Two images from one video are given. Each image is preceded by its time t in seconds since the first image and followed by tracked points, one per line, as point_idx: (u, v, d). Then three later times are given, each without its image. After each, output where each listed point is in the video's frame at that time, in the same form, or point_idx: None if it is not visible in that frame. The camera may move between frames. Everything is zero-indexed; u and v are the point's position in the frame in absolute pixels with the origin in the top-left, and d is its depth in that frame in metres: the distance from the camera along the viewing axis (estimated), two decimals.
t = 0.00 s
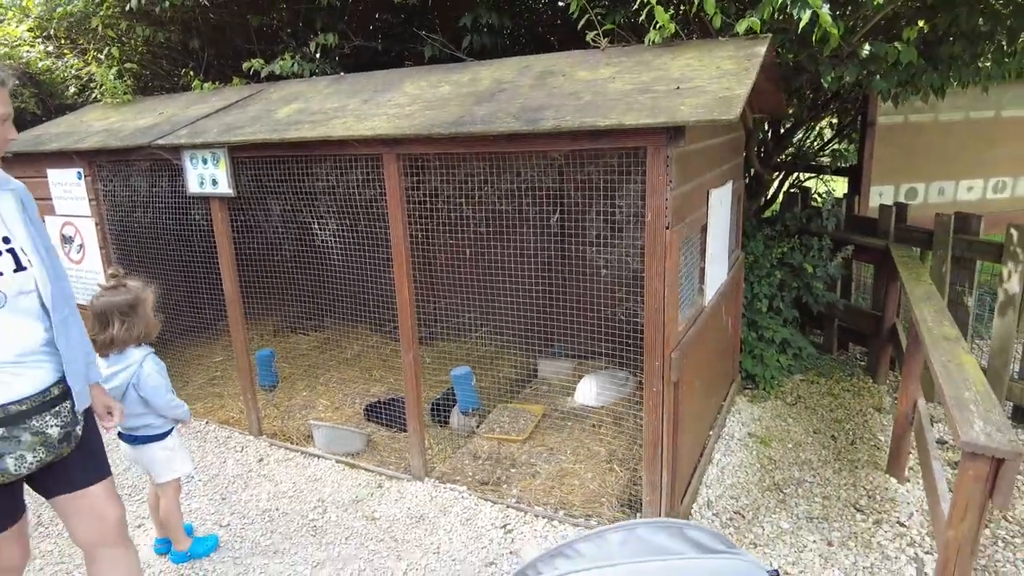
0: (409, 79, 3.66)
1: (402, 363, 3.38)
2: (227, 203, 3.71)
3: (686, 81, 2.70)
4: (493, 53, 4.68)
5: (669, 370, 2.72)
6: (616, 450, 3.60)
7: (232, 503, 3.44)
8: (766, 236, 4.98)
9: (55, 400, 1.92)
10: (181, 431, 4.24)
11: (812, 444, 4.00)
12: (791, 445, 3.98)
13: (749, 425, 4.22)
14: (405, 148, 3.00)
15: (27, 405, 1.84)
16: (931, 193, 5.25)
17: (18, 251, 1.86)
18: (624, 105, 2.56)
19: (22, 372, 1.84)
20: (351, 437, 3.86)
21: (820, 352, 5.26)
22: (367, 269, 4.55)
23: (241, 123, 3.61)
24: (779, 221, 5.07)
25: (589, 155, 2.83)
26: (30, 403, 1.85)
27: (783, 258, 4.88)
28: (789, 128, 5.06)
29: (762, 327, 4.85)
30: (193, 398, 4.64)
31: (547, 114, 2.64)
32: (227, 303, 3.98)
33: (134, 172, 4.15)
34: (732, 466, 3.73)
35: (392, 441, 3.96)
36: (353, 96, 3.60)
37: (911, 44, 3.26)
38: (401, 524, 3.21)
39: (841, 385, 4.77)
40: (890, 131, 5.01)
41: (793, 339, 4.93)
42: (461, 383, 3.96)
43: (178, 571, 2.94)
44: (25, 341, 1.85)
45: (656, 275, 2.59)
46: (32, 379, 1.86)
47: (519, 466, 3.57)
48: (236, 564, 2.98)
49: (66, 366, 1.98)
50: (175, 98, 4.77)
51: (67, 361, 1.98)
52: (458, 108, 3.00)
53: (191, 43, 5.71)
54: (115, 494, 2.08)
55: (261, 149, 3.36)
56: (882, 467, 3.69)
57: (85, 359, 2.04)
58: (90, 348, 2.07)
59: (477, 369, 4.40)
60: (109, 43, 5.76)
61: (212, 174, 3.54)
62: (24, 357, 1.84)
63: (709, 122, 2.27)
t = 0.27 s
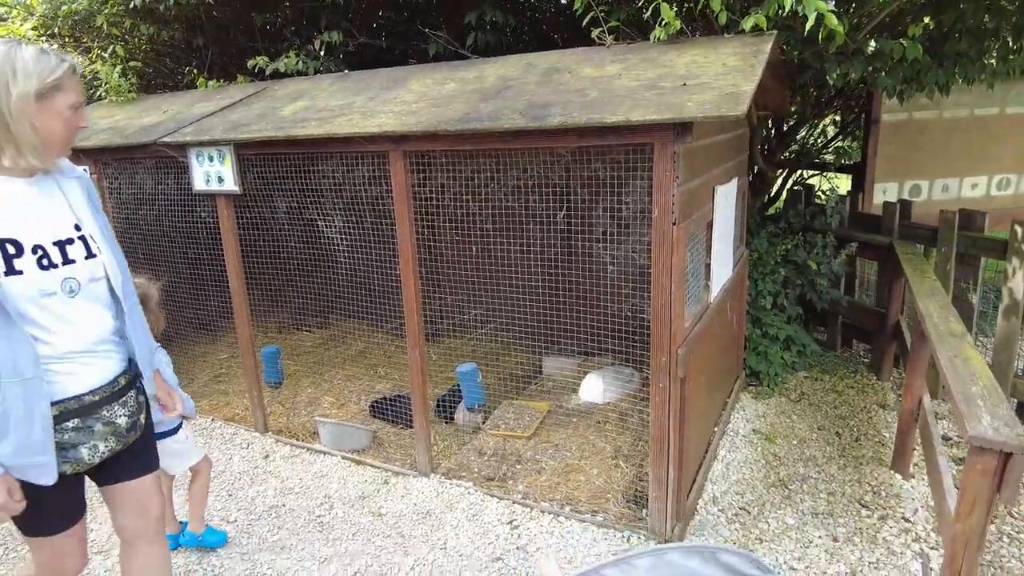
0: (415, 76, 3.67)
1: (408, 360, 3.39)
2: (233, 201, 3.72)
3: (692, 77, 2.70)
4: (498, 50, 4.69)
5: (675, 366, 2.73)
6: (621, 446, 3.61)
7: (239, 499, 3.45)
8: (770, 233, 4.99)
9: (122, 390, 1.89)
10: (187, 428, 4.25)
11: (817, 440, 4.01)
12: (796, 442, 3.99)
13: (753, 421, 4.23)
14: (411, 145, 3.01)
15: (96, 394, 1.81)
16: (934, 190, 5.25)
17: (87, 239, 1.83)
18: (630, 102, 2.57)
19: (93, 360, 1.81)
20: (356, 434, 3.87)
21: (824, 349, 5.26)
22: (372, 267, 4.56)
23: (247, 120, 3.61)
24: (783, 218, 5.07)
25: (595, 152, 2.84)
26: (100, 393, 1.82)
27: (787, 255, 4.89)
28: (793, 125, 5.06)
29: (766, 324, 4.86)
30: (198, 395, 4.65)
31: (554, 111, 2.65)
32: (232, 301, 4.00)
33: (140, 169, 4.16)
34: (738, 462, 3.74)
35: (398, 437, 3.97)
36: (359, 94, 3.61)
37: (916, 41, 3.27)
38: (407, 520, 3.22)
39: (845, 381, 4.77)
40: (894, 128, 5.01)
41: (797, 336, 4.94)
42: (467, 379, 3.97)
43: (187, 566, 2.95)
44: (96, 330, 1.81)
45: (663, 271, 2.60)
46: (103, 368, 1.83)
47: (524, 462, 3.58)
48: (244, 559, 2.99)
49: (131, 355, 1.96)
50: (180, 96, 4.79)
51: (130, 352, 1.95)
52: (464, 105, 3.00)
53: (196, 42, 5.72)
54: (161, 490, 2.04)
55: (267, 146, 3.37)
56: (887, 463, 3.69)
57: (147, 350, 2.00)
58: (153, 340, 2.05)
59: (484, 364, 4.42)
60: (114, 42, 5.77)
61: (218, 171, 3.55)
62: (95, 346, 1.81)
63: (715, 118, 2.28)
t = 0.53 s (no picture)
0: (422, 73, 3.66)
1: (418, 357, 3.38)
2: (240, 198, 3.71)
3: (703, 74, 2.70)
4: (503, 48, 4.68)
5: (688, 362, 2.73)
6: (630, 443, 3.61)
7: (247, 498, 3.44)
8: (775, 231, 4.99)
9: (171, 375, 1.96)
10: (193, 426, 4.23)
11: (824, 437, 4.01)
12: (803, 439, 4.00)
13: (760, 419, 4.24)
14: (421, 142, 3.00)
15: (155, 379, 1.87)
16: (938, 188, 5.26)
17: (141, 231, 1.88)
18: (643, 98, 2.56)
19: (152, 347, 1.86)
20: (364, 432, 3.86)
21: (828, 346, 5.27)
22: (379, 264, 4.56)
23: (253, 117, 3.60)
24: (787, 216, 5.07)
25: (608, 149, 2.84)
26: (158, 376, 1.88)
27: (792, 252, 4.90)
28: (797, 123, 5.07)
29: (770, 322, 4.86)
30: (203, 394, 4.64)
31: (566, 107, 2.65)
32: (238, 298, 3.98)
33: (145, 167, 4.15)
34: (746, 459, 3.74)
35: (405, 436, 3.96)
36: (366, 91, 3.59)
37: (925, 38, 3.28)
38: (417, 518, 3.22)
39: (850, 379, 4.79)
40: (899, 126, 5.02)
41: (801, 334, 4.95)
42: (476, 377, 3.97)
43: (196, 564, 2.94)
44: (152, 318, 1.86)
45: (676, 267, 2.59)
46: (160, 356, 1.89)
47: (532, 459, 3.58)
48: (254, 558, 2.98)
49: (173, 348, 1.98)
50: (184, 93, 4.77)
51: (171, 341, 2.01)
52: (474, 102, 3.00)
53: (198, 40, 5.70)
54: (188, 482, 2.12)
55: (275, 143, 3.36)
56: (894, 460, 3.70)
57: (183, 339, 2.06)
58: (194, 331, 2.10)
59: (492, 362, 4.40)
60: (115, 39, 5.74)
61: (225, 169, 3.54)
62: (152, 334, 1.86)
63: (730, 114, 2.27)
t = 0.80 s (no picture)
0: (422, 69, 3.65)
1: (419, 353, 3.37)
2: (237, 193, 3.68)
3: (707, 70, 2.72)
4: (500, 45, 4.69)
5: (692, 356, 2.75)
6: (629, 438, 3.63)
7: (245, 496, 3.40)
8: (767, 228, 5.05)
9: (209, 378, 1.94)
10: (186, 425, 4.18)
11: (817, 430, 4.07)
12: (797, 432, 4.05)
13: (755, 413, 4.28)
14: (425, 136, 3.00)
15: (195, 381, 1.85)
16: (925, 186, 5.36)
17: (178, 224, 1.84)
18: (649, 94, 2.58)
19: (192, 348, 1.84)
20: (362, 429, 3.85)
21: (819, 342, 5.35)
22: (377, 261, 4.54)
23: (251, 112, 3.56)
24: (779, 213, 5.13)
25: (613, 144, 2.85)
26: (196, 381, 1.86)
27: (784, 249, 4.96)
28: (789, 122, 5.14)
29: (763, 318, 4.92)
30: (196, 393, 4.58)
31: (572, 103, 2.65)
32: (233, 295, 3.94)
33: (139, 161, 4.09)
34: (743, 453, 3.78)
35: (402, 433, 3.94)
36: (366, 86, 3.58)
37: (920, 37, 3.33)
38: (419, 514, 3.21)
39: (841, 374, 4.86)
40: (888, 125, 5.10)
41: (793, 330, 5.01)
42: (477, 373, 3.98)
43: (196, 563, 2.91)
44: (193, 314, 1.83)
45: (682, 261, 2.62)
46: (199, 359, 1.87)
47: (532, 455, 3.58)
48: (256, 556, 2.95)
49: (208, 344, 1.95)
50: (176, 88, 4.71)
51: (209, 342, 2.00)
52: (478, 97, 3.00)
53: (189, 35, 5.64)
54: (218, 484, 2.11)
55: (275, 138, 3.33)
56: (888, 453, 3.77)
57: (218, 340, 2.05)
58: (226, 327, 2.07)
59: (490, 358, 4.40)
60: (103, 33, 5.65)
61: (222, 164, 3.50)
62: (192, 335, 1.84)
63: (738, 109, 2.30)
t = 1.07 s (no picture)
0: (400, 67, 3.63)
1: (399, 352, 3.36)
2: (212, 191, 3.61)
3: (685, 71, 2.77)
4: (476, 44, 4.70)
5: (672, 351, 2.80)
6: (608, 434, 3.67)
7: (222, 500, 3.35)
8: (738, 227, 5.16)
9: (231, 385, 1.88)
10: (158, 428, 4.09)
11: (789, 424, 4.17)
12: (770, 426, 4.14)
13: (729, 408, 4.37)
14: (406, 134, 2.99)
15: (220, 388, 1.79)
16: (889, 187, 5.53)
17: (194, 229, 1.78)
18: (630, 93, 2.62)
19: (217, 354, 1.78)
20: (339, 429, 3.82)
21: (788, 339, 5.47)
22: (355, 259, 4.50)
23: (226, 109, 3.51)
24: (750, 213, 5.24)
25: (595, 143, 2.88)
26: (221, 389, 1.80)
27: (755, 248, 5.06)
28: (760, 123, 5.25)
29: (735, 315, 5.02)
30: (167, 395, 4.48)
31: (554, 102, 2.68)
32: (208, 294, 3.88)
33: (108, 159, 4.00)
34: (718, 447, 3.86)
35: (380, 434, 3.92)
36: (343, 83, 3.55)
37: (887, 41, 3.44)
38: (401, 514, 3.20)
39: (810, 369, 4.98)
40: (854, 126, 5.25)
41: (764, 326, 5.12)
42: (458, 372, 4.00)
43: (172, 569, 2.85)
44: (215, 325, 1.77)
45: (662, 259, 2.66)
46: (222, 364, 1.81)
47: (512, 453, 3.60)
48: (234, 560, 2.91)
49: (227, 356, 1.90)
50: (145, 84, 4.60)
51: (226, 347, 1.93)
52: (459, 95, 3.00)
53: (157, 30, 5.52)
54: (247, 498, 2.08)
55: (252, 135, 3.29)
56: (857, 445, 3.88)
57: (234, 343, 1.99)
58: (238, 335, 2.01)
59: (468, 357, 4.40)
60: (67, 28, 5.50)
61: (196, 162, 3.43)
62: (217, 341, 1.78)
63: (718, 109, 2.35)
